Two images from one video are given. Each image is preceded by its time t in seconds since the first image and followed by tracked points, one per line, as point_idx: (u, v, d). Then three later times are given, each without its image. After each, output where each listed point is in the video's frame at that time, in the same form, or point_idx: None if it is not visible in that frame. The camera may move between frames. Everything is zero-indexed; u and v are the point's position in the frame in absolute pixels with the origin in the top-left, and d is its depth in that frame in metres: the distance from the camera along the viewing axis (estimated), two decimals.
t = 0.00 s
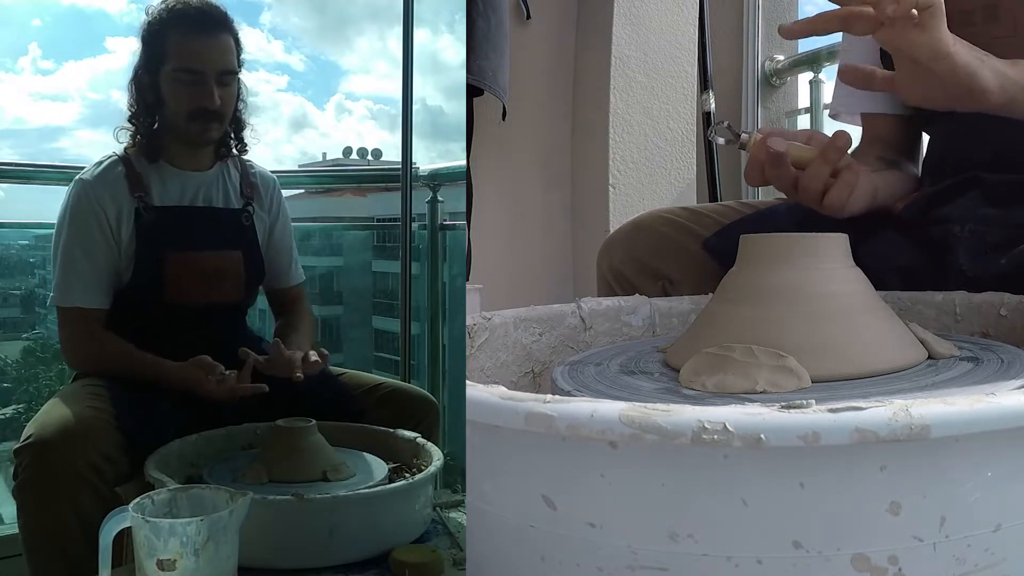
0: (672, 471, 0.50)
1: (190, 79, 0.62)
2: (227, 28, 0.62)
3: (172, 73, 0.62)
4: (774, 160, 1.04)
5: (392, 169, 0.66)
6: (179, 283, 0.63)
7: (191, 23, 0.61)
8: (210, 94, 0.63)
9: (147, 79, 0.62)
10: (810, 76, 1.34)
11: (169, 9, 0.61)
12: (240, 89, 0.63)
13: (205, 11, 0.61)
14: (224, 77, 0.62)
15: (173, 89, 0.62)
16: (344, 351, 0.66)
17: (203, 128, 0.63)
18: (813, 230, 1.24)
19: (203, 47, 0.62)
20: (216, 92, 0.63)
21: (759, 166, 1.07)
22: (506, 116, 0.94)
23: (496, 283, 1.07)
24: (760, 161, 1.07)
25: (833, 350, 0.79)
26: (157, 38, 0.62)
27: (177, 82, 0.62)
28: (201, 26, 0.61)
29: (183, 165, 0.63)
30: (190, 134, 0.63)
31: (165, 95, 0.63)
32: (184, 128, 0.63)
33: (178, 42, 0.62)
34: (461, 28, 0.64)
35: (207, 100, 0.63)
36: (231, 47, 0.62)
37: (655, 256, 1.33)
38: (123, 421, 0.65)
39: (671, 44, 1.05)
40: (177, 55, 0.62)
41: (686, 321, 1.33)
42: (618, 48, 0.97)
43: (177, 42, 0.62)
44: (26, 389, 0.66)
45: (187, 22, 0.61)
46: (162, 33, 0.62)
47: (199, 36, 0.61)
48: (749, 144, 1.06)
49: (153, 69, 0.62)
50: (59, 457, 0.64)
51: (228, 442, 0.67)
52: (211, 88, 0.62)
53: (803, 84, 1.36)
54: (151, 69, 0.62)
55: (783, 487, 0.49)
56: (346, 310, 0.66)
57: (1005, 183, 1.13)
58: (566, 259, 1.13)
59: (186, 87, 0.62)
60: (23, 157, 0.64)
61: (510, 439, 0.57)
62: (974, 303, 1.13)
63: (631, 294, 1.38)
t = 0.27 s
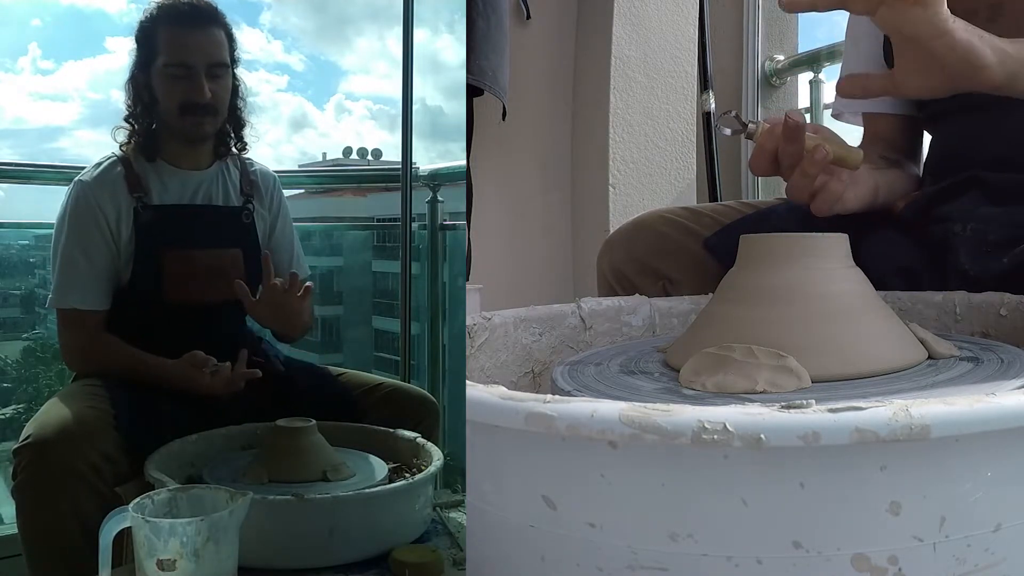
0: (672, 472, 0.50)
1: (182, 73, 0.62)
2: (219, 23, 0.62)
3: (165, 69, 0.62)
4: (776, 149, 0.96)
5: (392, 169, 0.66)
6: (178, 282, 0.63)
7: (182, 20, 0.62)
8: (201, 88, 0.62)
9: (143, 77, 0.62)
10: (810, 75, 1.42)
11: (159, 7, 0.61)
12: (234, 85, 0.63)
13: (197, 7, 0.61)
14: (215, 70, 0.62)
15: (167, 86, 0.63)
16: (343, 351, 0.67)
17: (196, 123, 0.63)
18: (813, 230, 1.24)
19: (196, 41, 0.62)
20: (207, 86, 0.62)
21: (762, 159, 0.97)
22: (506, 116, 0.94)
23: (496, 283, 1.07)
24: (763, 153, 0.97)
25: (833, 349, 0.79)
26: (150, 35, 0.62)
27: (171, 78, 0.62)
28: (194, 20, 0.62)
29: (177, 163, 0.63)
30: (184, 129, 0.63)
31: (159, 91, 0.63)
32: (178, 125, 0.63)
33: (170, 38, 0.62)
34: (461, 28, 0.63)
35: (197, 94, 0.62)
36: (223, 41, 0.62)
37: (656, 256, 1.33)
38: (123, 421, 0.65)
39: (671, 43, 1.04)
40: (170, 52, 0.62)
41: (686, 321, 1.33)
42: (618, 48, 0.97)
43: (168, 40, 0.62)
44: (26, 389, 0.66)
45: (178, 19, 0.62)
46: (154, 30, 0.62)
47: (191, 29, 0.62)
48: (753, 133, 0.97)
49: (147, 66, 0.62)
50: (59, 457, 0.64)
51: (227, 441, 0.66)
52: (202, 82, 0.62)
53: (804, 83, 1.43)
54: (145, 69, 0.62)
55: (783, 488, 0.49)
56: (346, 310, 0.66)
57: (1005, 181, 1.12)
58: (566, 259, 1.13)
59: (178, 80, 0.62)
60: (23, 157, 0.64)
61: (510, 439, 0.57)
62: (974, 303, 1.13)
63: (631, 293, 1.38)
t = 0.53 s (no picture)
0: (672, 472, 0.50)
1: (173, 66, 0.62)
2: (210, 18, 0.62)
3: (159, 62, 0.62)
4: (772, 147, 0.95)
5: (392, 169, 0.66)
6: (179, 282, 0.63)
7: (174, 17, 0.62)
8: (190, 82, 0.62)
9: (139, 74, 0.63)
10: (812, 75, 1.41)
11: (153, 6, 0.62)
12: (229, 81, 0.63)
13: (189, 4, 0.62)
14: (203, 61, 0.62)
15: (161, 82, 0.63)
16: (343, 351, 0.67)
17: (190, 118, 0.63)
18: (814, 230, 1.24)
19: (186, 36, 0.62)
20: (195, 79, 0.62)
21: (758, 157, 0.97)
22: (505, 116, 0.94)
23: (496, 283, 1.07)
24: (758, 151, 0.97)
25: (832, 349, 0.79)
26: (143, 32, 0.62)
27: (165, 73, 0.63)
28: (186, 16, 0.62)
29: (177, 164, 0.63)
30: (178, 125, 0.63)
31: (153, 86, 0.63)
32: (174, 122, 0.63)
33: (163, 34, 0.62)
34: (461, 28, 0.63)
35: (188, 88, 0.63)
36: (215, 37, 0.62)
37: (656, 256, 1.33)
38: (123, 421, 0.65)
39: (671, 42, 1.04)
40: (163, 47, 0.62)
41: (686, 321, 1.33)
42: (619, 48, 0.97)
43: (162, 36, 0.62)
44: (26, 388, 0.66)
45: (172, 17, 0.62)
46: (148, 27, 0.62)
47: (182, 24, 0.62)
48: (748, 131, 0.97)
49: (141, 63, 0.62)
50: (59, 457, 0.64)
51: (228, 441, 0.67)
52: (192, 76, 0.62)
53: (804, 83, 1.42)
54: (140, 66, 0.62)
55: (783, 488, 0.49)
56: (346, 310, 0.66)
57: (1006, 181, 1.07)
58: (567, 259, 1.13)
59: (171, 74, 0.63)
60: (24, 157, 0.64)
61: (510, 439, 0.57)
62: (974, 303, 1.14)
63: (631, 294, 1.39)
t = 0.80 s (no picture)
0: (672, 472, 0.50)
1: (170, 64, 0.63)
2: (211, 19, 0.62)
3: (157, 62, 0.63)
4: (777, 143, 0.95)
5: (392, 169, 0.66)
6: (178, 282, 0.63)
7: (172, 16, 0.62)
8: (189, 81, 0.63)
9: (135, 73, 0.63)
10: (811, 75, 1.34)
11: (151, 7, 0.62)
12: (230, 81, 0.63)
13: (187, 5, 0.62)
14: (202, 61, 0.62)
15: (159, 80, 0.63)
16: (343, 351, 0.66)
17: (188, 116, 0.63)
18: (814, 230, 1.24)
19: (186, 36, 0.62)
20: (195, 77, 0.63)
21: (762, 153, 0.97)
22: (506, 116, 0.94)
23: (496, 284, 1.07)
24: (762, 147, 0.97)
25: (832, 349, 0.79)
26: (141, 31, 0.62)
27: (161, 71, 0.63)
28: (186, 16, 0.62)
29: (174, 164, 0.63)
30: (176, 123, 0.64)
31: (150, 84, 0.63)
32: (171, 121, 0.63)
33: (161, 33, 0.62)
34: (461, 28, 0.64)
35: (186, 87, 0.63)
36: (215, 37, 0.62)
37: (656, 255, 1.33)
38: (123, 421, 0.65)
39: (671, 42, 1.05)
40: (159, 45, 0.62)
41: (686, 321, 1.33)
42: (618, 48, 0.98)
43: (160, 37, 0.62)
44: (26, 389, 0.65)
45: (170, 17, 0.62)
46: (145, 25, 0.62)
47: (182, 24, 0.62)
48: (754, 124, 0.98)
49: (139, 61, 0.63)
50: (58, 457, 0.64)
51: (228, 441, 0.66)
52: (191, 74, 0.63)
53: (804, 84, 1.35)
54: (139, 65, 0.63)
55: (783, 488, 0.49)
56: (346, 310, 0.66)
57: (1006, 180, 1.12)
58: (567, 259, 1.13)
59: (168, 73, 0.63)
60: (23, 157, 0.64)
61: (511, 439, 0.57)
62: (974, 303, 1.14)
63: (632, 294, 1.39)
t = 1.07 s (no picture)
0: (672, 472, 0.50)
1: (165, 69, 0.62)
2: (206, 22, 0.62)
3: (152, 66, 0.62)
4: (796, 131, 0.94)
5: (392, 169, 0.66)
6: (178, 283, 0.63)
7: (166, 20, 0.62)
8: (183, 86, 0.63)
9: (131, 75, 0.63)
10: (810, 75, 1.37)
11: (149, 7, 0.62)
12: (227, 81, 0.63)
13: (180, 9, 0.62)
14: (196, 68, 0.62)
15: (154, 83, 0.63)
16: (343, 351, 0.67)
17: (183, 120, 0.63)
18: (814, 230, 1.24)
19: (179, 40, 0.62)
20: (189, 82, 0.63)
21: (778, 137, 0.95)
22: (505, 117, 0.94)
23: (496, 284, 1.07)
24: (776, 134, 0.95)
25: (832, 349, 0.79)
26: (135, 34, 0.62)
27: (156, 76, 0.63)
28: (179, 19, 0.62)
29: (174, 164, 0.63)
30: (172, 128, 0.63)
31: (146, 87, 0.63)
32: (167, 123, 0.63)
33: (156, 37, 0.62)
34: (460, 28, 0.64)
35: (181, 91, 0.63)
36: (209, 40, 0.62)
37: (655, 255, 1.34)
38: (124, 421, 0.65)
39: (668, 43, 1.04)
40: (153, 49, 0.62)
41: (686, 321, 1.33)
42: (619, 48, 0.98)
43: (156, 40, 0.62)
44: (26, 388, 0.65)
45: (164, 21, 0.62)
46: (140, 28, 0.62)
47: (174, 29, 0.62)
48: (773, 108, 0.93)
49: (134, 64, 0.62)
50: (58, 458, 0.64)
51: (228, 441, 0.66)
52: (185, 79, 0.62)
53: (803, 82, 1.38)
54: (136, 67, 0.62)
55: (783, 488, 0.49)
56: (346, 310, 0.66)
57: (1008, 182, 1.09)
58: (567, 259, 1.13)
59: (163, 78, 0.63)
60: (23, 157, 0.64)
61: (511, 439, 0.57)
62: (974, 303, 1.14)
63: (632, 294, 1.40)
